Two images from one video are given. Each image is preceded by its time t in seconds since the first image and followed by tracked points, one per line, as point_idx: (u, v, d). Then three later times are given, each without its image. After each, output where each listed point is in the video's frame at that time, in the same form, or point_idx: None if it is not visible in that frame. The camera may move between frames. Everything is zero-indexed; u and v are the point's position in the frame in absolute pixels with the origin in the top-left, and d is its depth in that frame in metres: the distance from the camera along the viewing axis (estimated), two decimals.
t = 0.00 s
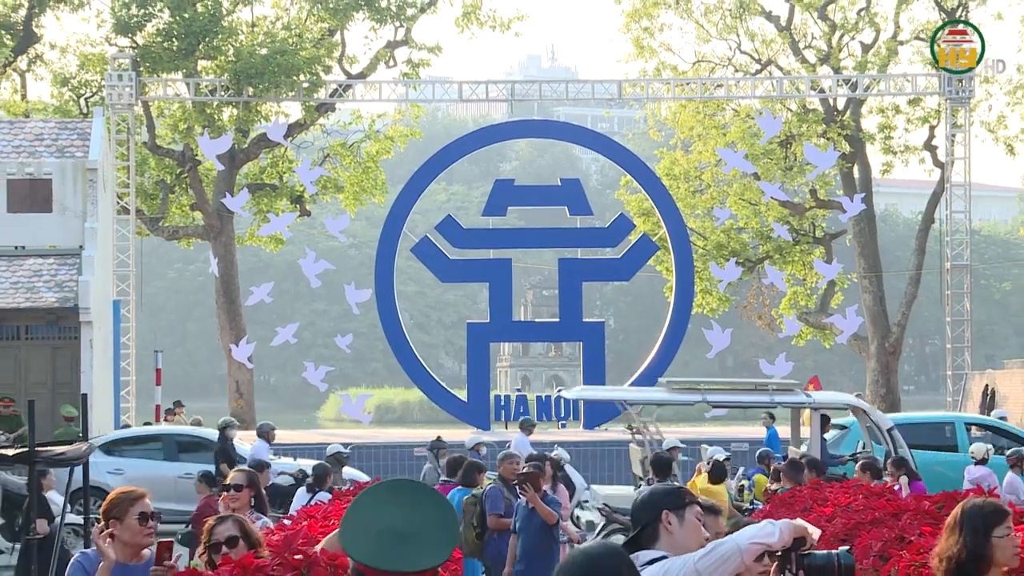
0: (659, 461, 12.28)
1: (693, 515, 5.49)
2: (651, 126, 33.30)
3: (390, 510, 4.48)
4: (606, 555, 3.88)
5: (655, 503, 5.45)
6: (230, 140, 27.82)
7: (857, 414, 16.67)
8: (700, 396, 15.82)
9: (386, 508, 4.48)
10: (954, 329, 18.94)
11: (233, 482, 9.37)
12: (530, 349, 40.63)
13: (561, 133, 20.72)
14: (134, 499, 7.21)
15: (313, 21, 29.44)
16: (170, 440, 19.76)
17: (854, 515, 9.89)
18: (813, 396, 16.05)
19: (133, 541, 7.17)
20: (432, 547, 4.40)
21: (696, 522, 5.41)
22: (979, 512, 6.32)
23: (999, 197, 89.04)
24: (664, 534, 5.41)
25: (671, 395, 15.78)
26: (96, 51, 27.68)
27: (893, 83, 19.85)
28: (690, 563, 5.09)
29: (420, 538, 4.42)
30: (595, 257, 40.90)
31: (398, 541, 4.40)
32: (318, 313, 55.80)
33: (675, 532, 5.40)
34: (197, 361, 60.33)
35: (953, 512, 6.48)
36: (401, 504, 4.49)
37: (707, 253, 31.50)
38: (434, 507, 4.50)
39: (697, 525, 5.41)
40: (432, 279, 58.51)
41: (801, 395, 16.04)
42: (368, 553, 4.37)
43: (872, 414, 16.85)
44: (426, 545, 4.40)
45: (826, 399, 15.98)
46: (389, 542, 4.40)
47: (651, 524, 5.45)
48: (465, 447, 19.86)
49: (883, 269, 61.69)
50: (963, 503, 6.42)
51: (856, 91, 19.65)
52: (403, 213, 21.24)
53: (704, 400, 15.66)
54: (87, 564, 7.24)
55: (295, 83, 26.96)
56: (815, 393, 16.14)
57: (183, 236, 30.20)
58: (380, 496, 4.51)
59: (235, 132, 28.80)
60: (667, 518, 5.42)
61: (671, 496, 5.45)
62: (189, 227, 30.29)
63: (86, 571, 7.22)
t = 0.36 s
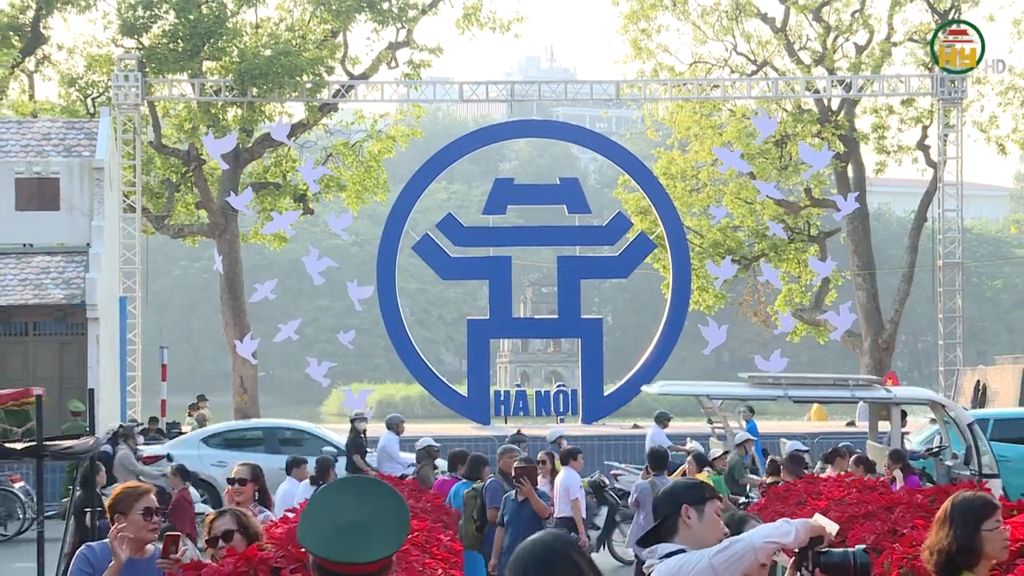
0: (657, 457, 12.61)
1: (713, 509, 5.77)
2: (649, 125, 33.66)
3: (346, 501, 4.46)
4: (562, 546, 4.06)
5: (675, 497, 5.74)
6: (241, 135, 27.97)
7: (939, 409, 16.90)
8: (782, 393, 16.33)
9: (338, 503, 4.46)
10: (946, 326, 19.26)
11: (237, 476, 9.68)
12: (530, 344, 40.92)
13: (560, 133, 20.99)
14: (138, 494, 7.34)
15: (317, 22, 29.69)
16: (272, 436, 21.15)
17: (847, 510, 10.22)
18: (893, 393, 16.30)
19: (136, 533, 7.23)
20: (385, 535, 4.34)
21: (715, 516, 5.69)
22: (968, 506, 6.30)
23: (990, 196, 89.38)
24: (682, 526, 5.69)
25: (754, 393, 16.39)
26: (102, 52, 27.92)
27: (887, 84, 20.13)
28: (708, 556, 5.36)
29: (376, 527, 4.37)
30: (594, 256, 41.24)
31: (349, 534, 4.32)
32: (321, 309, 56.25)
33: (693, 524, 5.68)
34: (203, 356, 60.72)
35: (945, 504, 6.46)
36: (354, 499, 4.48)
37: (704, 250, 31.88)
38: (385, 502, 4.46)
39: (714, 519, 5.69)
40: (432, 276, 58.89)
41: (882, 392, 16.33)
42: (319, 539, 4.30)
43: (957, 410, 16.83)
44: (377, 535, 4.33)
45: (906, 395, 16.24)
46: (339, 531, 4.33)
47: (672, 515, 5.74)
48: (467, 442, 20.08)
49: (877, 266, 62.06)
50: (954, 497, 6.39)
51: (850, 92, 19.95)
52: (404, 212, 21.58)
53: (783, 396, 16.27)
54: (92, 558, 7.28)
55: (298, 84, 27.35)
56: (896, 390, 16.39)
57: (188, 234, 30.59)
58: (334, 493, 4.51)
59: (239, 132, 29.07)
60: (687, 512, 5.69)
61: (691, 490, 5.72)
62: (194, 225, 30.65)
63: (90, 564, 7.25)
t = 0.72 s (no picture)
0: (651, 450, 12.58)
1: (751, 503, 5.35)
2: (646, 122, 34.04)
3: (339, 488, 4.62)
4: (514, 527, 4.21)
5: (714, 491, 5.32)
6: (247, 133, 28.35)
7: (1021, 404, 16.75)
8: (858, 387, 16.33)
9: (330, 488, 4.63)
10: (937, 321, 19.60)
11: (239, 467, 9.28)
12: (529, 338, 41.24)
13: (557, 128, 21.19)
14: (149, 490, 7.11)
15: (319, 22, 30.01)
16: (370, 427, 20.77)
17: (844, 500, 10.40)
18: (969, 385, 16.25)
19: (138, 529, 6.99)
20: (372, 524, 4.52)
21: (756, 512, 5.28)
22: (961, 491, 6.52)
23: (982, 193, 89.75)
24: (724, 522, 5.26)
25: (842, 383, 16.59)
26: (109, 52, 28.27)
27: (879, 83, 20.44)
28: None
29: (363, 517, 4.55)
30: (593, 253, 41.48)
31: (339, 523, 4.51)
32: (324, 304, 56.98)
33: (735, 520, 5.25)
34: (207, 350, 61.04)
35: (935, 495, 6.70)
36: (346, 489, 4.63)
37: (699, 246, 31.98)
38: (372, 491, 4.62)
39: (756, 515, 5.27)
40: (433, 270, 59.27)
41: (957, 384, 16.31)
42: (311, 523, 4.51)
43: None
44: (366, 521, 4.53)
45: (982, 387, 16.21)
46: (326, 520, 4.51)
47: (712, 510, 5.29)
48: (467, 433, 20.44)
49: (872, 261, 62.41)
50: (944, 488, 6.62)
51: (843, 91, 20.25)
52: (405, 209, 21.93)
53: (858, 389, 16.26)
54: (99, 548, 7.10)
55: (301, 82, 27.71)
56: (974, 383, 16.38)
57: (193, 229, 31.01)
58: (327, 480, 4.65)
59: (244, 129, 29.50)
60: (728, 507, 5.27)
61: (732, 483, 5.31)
62: (198, 221, 31.02)
63: (97, 554, 7.09)
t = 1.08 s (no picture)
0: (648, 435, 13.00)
1: (835, 501, 5.53)
2: (642, 115, 34.43)
3: (358, 468, 4.50)
4: (512, 516, 4.44)
5: (798, 488, 5.51)
6: (250, 127, 28.72)
7: None
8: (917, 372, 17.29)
9: (347, 471, 4.52)
10: (929, 311, 19.92)
11: (243, 454, 9.42)
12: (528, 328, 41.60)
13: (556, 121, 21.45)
14: (162, 483, 7.40)
15: (322, 17, 30.33)
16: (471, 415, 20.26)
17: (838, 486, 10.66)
18: None
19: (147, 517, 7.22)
20: (393, 504, 4.42)
21: (839, 511, 5.47)
22: (953, 479, 6.58)
23: (973, 185, 90.20)
24: (804, 520, 5.48)
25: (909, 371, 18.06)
26: (115, 46, 28.58)
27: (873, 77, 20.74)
28: None
29: (382, 497, 4.44)
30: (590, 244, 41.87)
31: (358, 505, 4.39)
32: (326, 295, 57.09)
33: (816, 518, 5.45)
34: (211, 342, 61.42)
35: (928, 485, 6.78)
36: (363, 472, 4.52)
37: (695, 238, 32.70)
38: (392, 476, 4.53)
39: (839, 515, 5.46)
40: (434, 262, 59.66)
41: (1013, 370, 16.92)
42: (334, 501, 4.39)
43: None
44: (386, 502, 4.42)
45: None
46: (346, 501, 4.40)
47: (795, 506, 5.50)
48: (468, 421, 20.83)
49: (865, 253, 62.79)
50: (937, 476, 6.70)
51: (837, 85, 20.54)
52: (406, 202, 22.25)
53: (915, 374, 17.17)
54: (108, 532, 7.28)
55: (304, 77, 28.09)
56: None
57: (198, 221, 31.42)
58: (340, 462, 4.54)
59: (248, 123, 29.87)
60: (809, 506, 5.47)
61: (819, 482, 5.48)
62: (203, 213, 31.41)
63: (105, 538, 7.25)
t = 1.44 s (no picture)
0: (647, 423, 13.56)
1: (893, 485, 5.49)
2: (638, 109, 35.08)
3: (345, 461, 4.64)
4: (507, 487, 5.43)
5: (859, 471, 5.43)
6: (256, 123, 29.33)
7: None
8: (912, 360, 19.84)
9: (333, 465, 4.65)
10: (917, 302, 20.46)
11: (251, 442, 9.89)
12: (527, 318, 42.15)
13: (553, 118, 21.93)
14: (172, 472, 7.52)
15: (326, 16, 30.87)
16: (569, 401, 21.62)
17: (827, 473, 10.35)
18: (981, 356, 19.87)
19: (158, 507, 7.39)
20: (381, 490, 4.57)
21: (896, 496, 5.42)
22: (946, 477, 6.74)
23: (960, 179, 91.00)
24: (863, 501, 5.42)
25: (967, 357, 20.72)
26: (124, 43, 29.10)
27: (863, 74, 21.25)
28: None
29: (368, 486, 4.58)
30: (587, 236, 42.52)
31: (345, 496, 4.53)
32: (330, 286, 57.59)
33: (874, 501, 5.41)
34: (216, 334, 61.99)
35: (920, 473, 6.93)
36: (345, 458, 4.66)
37: (690, 231, 32.99)
38: (368, 456, 4.68)
39: (896, 499, 5.43)
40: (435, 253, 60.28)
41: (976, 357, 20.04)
42: (328, 500, 4.52)
43: None
44: (373, 491, 4.56)
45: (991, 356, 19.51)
46: (338, 497, 4.53)
47: (852, 489, 5.43)
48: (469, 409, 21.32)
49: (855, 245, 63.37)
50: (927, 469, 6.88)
51: (828, 82, 21.03)
52: (407, 195, 22.79)
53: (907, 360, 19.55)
54: (119, 519, 7.48)
55: (309, 73, 28.56)
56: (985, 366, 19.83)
57: (205, 215, 31.95)
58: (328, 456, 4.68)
59: (254, 119, 30.45)
60: (868, 488, 5.42)
61: (884, 465, 5.42)
62: (211, 206, 31.98)
63: (117, 524, 7.46)
